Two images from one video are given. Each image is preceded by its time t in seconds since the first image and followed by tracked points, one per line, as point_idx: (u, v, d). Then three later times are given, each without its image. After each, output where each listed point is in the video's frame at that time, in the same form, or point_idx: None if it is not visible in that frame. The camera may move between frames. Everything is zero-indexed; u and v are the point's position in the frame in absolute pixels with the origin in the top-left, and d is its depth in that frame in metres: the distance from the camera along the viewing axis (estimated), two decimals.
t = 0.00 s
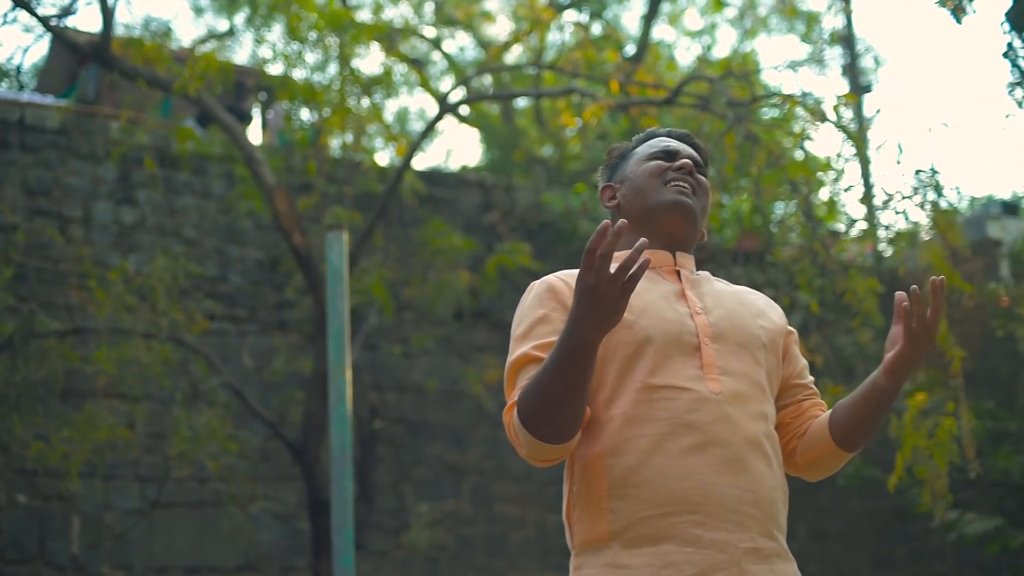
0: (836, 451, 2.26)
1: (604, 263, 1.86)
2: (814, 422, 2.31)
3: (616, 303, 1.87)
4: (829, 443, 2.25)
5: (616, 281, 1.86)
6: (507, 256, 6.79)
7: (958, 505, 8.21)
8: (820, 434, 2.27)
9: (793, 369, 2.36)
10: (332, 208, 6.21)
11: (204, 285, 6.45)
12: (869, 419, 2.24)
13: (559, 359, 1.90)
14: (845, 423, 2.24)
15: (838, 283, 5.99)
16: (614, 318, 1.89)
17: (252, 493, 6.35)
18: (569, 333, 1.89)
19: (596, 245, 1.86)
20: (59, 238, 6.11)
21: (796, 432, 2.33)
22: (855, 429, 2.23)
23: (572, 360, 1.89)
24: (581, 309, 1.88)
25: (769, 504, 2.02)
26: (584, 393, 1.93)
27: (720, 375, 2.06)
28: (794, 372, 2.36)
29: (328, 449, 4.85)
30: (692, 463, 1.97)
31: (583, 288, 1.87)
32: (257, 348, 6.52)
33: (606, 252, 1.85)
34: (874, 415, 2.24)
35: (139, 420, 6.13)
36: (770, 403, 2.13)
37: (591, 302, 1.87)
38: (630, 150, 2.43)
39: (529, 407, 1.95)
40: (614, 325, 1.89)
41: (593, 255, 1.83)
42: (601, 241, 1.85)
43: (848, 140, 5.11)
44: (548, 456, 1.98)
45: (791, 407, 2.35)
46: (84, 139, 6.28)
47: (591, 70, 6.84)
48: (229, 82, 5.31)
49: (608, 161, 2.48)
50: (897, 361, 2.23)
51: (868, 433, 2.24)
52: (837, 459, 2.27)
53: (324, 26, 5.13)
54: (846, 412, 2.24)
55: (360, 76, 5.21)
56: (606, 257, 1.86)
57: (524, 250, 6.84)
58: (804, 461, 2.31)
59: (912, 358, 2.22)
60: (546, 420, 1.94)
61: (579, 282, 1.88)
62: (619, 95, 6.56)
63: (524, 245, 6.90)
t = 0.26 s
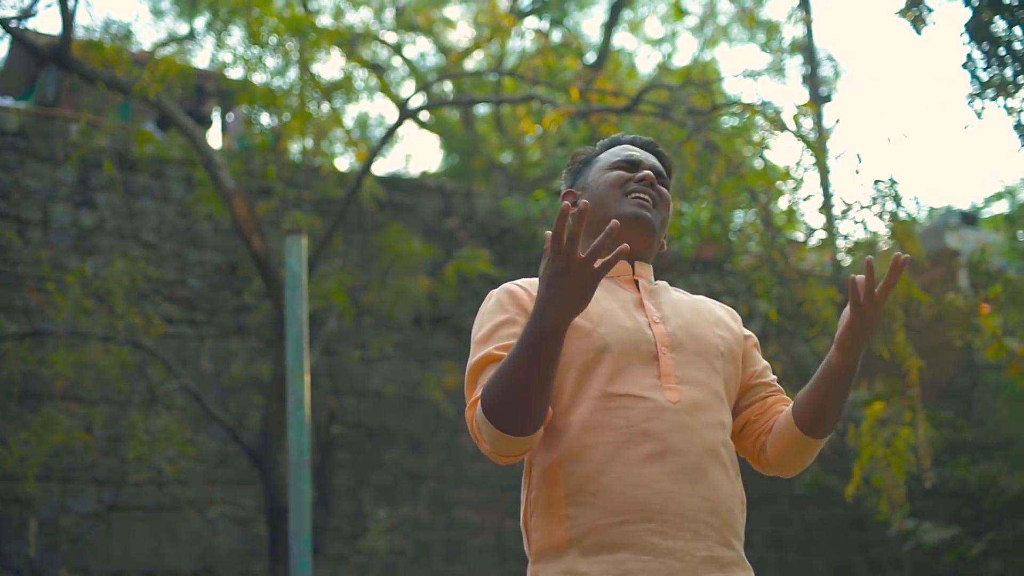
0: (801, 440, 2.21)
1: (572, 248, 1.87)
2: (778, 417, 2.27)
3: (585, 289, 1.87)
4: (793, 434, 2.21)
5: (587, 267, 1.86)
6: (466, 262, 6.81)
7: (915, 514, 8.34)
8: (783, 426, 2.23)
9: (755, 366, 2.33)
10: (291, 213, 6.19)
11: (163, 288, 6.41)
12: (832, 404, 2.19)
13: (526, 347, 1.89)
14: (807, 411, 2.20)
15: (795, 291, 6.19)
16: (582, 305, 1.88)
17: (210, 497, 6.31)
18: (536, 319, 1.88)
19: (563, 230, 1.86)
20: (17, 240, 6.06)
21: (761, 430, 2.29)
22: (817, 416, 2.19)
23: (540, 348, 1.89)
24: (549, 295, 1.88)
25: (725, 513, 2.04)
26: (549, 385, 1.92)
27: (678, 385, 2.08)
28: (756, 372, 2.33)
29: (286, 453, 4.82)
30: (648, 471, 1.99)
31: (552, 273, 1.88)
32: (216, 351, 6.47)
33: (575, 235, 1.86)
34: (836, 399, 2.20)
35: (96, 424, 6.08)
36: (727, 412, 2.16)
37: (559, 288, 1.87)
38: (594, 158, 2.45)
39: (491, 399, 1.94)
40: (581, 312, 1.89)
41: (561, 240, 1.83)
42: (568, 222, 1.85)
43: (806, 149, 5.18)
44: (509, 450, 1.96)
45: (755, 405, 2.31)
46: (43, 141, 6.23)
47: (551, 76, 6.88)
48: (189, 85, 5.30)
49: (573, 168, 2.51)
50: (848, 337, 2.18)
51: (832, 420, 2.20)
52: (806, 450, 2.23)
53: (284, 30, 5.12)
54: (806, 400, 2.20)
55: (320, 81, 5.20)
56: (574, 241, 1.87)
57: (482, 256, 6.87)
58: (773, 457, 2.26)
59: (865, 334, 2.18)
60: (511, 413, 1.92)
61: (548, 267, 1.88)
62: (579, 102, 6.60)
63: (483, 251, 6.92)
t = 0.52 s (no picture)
0: (759, 415, 2.21)
1: (515, 217, 1.92)
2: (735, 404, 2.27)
3: (529, 256, 1.91)
4: (750, 412, 2.22)
5: (530, 234, 1.92)
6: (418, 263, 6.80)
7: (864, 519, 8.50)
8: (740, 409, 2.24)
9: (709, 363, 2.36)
10: (244, 212, 6.15)
11: (114, 286, 6.37)
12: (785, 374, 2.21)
13: (474, 320, 1.93)
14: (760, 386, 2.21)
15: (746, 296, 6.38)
16: (527, 274, 1.92)
17: (158, 496, 6.26)
18: (482, 290, 1.92)
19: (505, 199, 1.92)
20: None
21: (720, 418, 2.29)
22: (771, 389, 2.20)
23: (487, 318, 1.92)
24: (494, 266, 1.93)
25: (674, 517, 2.06)
26: (498, 362, 1.95)
27: (627, 388, 2.10)
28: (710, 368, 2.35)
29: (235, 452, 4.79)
30: (597, 474, 2.01)
31: (497, 243, 1.92)
32: (166, 350, 6.42)
33: (518, 202, 1.91)
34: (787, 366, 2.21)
35: (45, 421, 6.03)
36: (677, 415, 2.18)
37: (504, 258, 1.92)
38: (547, 161, 2.46)
39: (442, 380, 1.96)
40: (527, 281, 1.93)
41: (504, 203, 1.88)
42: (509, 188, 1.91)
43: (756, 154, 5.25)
44: (460, 438, 1.98)
45: (714, 399, 2.32)
46: None
47: (505, 78, 6.90)
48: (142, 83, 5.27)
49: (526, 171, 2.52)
50: (786, 299, 2.21)
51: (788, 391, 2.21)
52: (767, 428, 2.22)
53: (238, 29, 5.09)
54: (757, 376, 2.22)
55: (274, 80, 5.18)
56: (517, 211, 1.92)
57: (434, 257, 6.88)
58: (735, 443, 2.25)
59: (804, 294, 2.20)
60: (461, 393, 1.94)
61: (492, 239, 1.93)
62: (532, 104, 6.62)
63: (435, 252, 6.93)
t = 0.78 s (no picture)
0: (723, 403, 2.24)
1: (469, 200, 1.96)
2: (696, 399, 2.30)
3: (484, 238, 1.94)
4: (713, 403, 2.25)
5: (484, 216, 1.95)
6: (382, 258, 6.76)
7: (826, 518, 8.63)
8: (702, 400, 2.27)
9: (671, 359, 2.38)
10: (207, 205, 6.14)
11: (76, 279, 6.33)
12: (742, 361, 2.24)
13: (430, 305, 1.95)
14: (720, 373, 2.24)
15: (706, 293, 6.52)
16: (482, 256, 1.95)
17: (119, 490, 6.22)
18: (439, 273, 1.94)
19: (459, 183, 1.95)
20: None
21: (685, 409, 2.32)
22: (732, 379, 2.23)
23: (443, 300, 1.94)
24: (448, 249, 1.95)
25: (635, 513, 2.08)
26: (457, 349, 1.97)
27: (588, 383, 2.12)
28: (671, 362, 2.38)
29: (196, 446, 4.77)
30: (558, 469, 2.03)
31: (451, 226, 1.95)
32: (127, 343, 6.39)
33: (471, 186, 1.95)
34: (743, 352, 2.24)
35: (6, 415, 5.99)
36: (638, 411, 2.20)
37: (459, 240, 1.94)
38: (509, 161, 2.49)
39: (401, 367, 1.98)
40: (482, 264, 1.95)
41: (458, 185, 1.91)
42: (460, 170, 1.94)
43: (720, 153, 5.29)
44: (421, 428, 1.99)
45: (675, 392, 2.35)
46: None
47: (470, 75, 6.91)
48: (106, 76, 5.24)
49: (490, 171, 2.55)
50: (739, 289, 2.24)
51: (747, 381, 2.24)
52: (728, 422, 2.25)
53: (203, 22, 5.06)
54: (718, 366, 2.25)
55: (238, 74, 5.17)
56: (470, 195, 1.96)
57: (398, 253, 6.85)
58: (697, 438, 2.27)
59: (756, 284, 2.24)
60: (421, 380, 1.96)
61: (446, 223, 1.96)
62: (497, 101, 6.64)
63: (398, 248, 6.91)
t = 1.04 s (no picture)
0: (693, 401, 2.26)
1: (424, 197, 1.95)
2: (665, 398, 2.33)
3: (441, 236, 1.94)
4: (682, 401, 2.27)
5: (441, 214, 1.94)
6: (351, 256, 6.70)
7: (795, 518, 8.70)
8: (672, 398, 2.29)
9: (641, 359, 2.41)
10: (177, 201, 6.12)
11: (45, 275, 6.28)
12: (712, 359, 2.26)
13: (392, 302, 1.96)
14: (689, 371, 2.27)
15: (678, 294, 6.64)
16: (441, 253, 1.95)
17: (88, 487, 6.19)
18: (398, 273, 1.95)
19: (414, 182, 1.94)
20: None
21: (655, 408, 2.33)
22: (703, 380, 2.26)
23: (404, 297, 1.96)
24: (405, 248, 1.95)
25: (604, 512, 2.10)
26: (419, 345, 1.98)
27: (556, 382, 2.14)
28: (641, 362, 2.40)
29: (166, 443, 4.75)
30: (526, 467, 2.05)
31: (407, 224, 1.95)
32: (97, 340, 6.35)
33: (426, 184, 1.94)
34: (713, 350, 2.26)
35: None
36: (607, 411, 2.22)
37: (416, 239, 1.94)
38: (471, 163, 2.50)
39: (364, 366, 1.99)
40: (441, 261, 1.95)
41: (412, 186, 1.90)
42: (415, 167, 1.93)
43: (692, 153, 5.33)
44: (385, 429, 2.01)
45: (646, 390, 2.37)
46: None
47: (441, 73, 6.91)
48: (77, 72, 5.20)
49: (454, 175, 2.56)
50: (711, 290, 2.25)
51: (718, 381, 2.26)
52: (696, 420, 2.27)
53: (174, 19, 5.04)
54: (687, 365, 2.27)
55: (209, 70, 5.15)
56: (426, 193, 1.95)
57: (368, 251, 6.75)
58: (664, 437, 2.29)
59: (729, 282, 2.25)
60: (385, 379, 1.98)
61: (402, 222, 1.95)
62: (468, 99, 6.64)
63: (369, 247, 6.83)
